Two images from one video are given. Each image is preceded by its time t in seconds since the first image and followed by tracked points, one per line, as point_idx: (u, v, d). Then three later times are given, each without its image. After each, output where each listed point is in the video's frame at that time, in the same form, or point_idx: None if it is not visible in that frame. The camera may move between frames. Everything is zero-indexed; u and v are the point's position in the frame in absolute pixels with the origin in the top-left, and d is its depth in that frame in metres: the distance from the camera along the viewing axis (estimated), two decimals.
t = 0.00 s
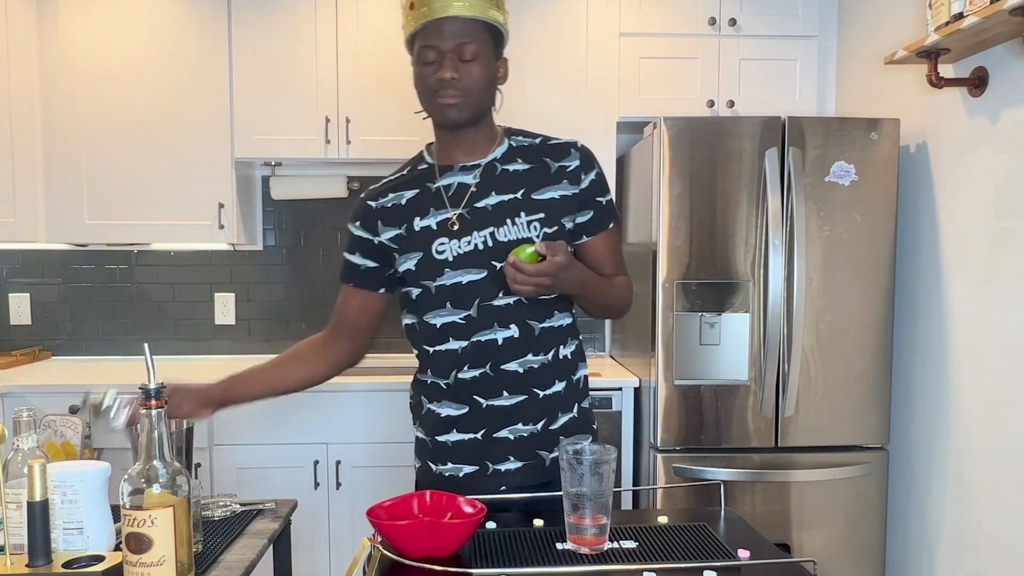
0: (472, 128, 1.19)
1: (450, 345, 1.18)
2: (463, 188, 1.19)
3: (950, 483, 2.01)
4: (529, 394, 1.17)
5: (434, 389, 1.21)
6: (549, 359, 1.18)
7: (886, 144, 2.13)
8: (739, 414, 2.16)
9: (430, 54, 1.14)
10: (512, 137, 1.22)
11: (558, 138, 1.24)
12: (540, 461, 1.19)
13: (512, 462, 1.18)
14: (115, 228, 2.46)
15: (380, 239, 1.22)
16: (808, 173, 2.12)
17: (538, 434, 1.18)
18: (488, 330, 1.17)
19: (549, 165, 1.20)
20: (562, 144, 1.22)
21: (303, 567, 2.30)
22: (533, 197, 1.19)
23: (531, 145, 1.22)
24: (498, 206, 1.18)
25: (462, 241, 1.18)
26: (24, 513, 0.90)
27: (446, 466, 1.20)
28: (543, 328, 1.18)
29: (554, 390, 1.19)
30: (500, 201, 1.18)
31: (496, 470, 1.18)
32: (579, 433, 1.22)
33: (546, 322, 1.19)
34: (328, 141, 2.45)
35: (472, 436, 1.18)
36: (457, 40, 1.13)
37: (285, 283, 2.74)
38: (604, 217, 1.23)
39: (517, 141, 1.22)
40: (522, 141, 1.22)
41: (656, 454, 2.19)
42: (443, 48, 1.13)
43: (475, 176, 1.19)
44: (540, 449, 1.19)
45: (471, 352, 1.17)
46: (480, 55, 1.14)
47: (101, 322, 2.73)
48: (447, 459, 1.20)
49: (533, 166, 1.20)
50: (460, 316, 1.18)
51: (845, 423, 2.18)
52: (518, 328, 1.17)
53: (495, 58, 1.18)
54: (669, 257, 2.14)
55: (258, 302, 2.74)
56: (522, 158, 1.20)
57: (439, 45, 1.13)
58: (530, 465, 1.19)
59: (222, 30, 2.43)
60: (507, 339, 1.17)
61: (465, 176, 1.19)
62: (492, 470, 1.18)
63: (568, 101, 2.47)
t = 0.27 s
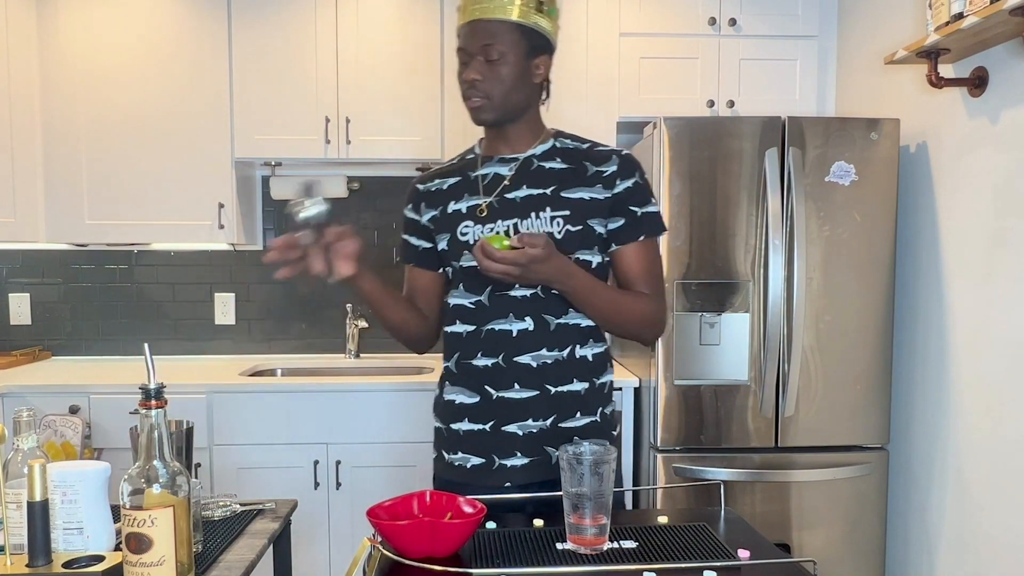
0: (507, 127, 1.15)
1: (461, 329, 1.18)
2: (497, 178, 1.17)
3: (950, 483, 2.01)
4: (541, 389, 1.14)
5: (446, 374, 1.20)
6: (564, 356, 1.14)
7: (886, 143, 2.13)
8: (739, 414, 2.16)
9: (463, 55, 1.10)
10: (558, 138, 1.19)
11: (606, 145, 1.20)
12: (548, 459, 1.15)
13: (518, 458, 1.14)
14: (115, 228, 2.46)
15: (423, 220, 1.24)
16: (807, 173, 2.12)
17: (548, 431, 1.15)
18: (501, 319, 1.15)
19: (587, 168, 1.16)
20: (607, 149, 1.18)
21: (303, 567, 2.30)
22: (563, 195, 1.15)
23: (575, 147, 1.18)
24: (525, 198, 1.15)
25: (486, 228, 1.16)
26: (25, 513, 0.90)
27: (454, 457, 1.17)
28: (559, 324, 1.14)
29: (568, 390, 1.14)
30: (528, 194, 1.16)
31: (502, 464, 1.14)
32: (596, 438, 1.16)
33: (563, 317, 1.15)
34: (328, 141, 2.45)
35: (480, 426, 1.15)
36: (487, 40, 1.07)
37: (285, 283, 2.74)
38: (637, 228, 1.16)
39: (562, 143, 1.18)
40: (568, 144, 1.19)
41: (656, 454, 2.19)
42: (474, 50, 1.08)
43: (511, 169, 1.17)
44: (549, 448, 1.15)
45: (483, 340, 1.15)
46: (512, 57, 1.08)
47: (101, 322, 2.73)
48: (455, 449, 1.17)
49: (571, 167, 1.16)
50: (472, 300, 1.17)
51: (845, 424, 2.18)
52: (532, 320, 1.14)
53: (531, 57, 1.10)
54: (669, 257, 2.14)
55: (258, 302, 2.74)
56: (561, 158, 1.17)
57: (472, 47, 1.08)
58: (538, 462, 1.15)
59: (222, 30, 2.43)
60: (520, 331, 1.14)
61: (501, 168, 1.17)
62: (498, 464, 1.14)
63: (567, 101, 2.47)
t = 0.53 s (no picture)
0: (579, 132, 1.18)
1: (498, 318, 1.17)
2: (547, 175, 1.18)
3: (951, 483, 2.01)
4: (570, 382, 1.13)
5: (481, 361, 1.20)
6: (596, 352, 1.14)
7: (886, 143, 2.13)
8: (739, 414, 2.16)
9: (538, 67, 1.12)
10: (607, 145, 1.20)
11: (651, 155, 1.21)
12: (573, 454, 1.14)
13: (542, 448, 1.13)
14: (115, 228, 2.46)
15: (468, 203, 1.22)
16: (807, 173, 2.12)
17: (574, 426, 1.13)
18: (537, 310, 1.15)
19: (633, 173, 1.17)
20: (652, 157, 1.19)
21: (303, 567, 2.30)
22: (608, 197, 1.16)
23: (623, 154, 1.19)
24: (571, 197, 1.16)
25: (531, 222, 1.16)
26: (25, 513, 0.90)
27: (480, 442, 1.17)
28: (594, 320, 1.14)
29: (598, 386, 1.14)
30: (575, 193, 1.16)
31: (525, 453, 1.13)
32: (623, 439, 1.14)
33: (598, 314, 1.15)
34: (328, 141, 2.45)
35: (508, 414, 1.15)
36: (563, 51, 1.11)
37: (285, 283, 2.74)
38: (677, 234, 1.15)
39: (610, 149, 1.19)
40: (616, 151, 1.20)
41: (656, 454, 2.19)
42: (548, 62, 1.11)
43: (561, 168, 1.18)
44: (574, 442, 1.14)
45: (518, 329, 1.16)
46: (585, 63, 1.12)
47: (101, 322, 2.73)
48: (483, 435, 1.17)
49: (617, 171, 1.17)
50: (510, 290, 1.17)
51: (844, 424, 2.18)
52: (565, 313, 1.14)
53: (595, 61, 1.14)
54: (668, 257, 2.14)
55: (258, 302, 2.74)
56: (609, 162, 1.18)
57: (546, 59, 1.11)
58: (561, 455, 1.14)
59: (222, 30, 2.43)
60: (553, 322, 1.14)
61: (551, 167, 1.18)
62: (521, 453, 1.13)
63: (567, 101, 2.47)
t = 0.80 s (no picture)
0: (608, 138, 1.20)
1: (526, 308, 1.17)
2: (579, 176, 1.19)
3: (951, 483, 2.01)
4: (598, 379, 1.15)
5: (505, 352, 1.19)
6: (624, 351, 1.15)
7: (886, 143, 2.12)
8: (740, 414, 2.16)
9: (567, 78, 1.13)
10: (632, 152, 1.22)
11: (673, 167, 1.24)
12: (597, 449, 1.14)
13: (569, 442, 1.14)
14: (115, 228, 2.46)
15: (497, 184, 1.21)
16: (808, 173, 2.12)
17: (600, 422, 1.14)
18: (567, 305, 1.16)
19: (660, 181, 1.20)
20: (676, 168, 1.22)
21: (303, 567, 2.30)
22: (638, 202, 1.18)
23: (648, 163, 1.22)
24: (602, 198, 1.18)
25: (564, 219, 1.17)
26: (25, 513, 0.90)
27: (502, 432, 1.16)
28: (622, 319, 1.16)
29: (625, 384, 1.15)
30: (606, 195, 1.18)
31: (551, 446, 1.14)
32: (647, 437, 1.15)
33: (627, 314, 1.16)
34: (327, 141, 2.45)
35: (535, 406, 1.15)
36: (592, 61, 1.12)
37: (285, 283, 2.74)
38: (695, 242, 1.18)
39: (635, 157, 1.22)
40: (641, 160, 1.22)
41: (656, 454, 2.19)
42: (577, 72, 1.13)
43: (592, 170, 1.19)
44: (600, 438, 1.14)
45: (547, 322, 1.16)
46: (613, 71, 1.13)
47: (101, 322, 2.73)
48: (506, 425, 1.16)
49: (644, 178, 1.20)
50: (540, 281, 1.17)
51: (844, 425, 2.18)
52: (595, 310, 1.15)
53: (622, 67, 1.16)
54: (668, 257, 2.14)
55: (258, 302, 2.74)
56: (637, 168, 1.20)
57: (574, 70, 1.12)
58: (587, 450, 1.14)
59: (222, 30, 2.43)
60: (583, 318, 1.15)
61: (582, 167, 1.20)
62: (548, 445, 1.14)
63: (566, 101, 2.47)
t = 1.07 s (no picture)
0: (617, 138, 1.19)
1: (532, 301, 1.18)
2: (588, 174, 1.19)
3: (951, 483, 2.01)
4: (600, 377, 1.15)
5: (509, 342, 1.19)
6: (625, 351, 1.15)
7: (886, 143, 2.12)
8: (740, 414, 2.16)
9: (579, 75, 1.13)
10: (640, 155, 1.22)
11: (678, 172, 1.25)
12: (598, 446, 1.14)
13: (569, 437, 1.14)
14: (115, 228, 2.46)
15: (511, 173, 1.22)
16: (808, 173, 2.12)
17: (602, 419, 1.14)
18: (571, 301, 1.16)
19: (667, 184, 1.20)
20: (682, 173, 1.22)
21: (302, 567, 2.30)
22: (645, 204, 1.18)
23: (655, 167, 1.22)
24: (610, 198, 1.18)
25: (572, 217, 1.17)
26: (25, 513, 0.90)
27: (504, 423, 1.16)
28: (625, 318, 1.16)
29: (626, 383, 1.15)
30: (613, 195, 1.18)
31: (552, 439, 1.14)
32: (647, 437, 1.15)
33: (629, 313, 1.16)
34: (327, 141, 2.45)
35: (537, 399, 1.15)
36: (605, 60, 1.12)
37: (285, 283, 2.74)
38: (699, 246, 1.18)
39: (642, 161, 1.22)
40: (648, 163, 1.23)
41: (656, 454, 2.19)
42: (589, 70, 1.12)
43: (601, 169, 1.19)
44: (601, 435, 1.14)
45: (552, 316, 1.16)
46: (626, 71, 1.13)
47: (101, 322, 2.73)
48: (507, 416, 1.16)
49: (652, 180, 1.19)
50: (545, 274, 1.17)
51: (843, 425, 2.18)
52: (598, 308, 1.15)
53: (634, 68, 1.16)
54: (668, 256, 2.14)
55: (258, 302, 2.74)
56: (644, 171, 1.20)
57: (586, 68, 1.12)
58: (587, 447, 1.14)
59: (222, 30, 2.43)
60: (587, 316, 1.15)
61: (591, 166, 1.19)
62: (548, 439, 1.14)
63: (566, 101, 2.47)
